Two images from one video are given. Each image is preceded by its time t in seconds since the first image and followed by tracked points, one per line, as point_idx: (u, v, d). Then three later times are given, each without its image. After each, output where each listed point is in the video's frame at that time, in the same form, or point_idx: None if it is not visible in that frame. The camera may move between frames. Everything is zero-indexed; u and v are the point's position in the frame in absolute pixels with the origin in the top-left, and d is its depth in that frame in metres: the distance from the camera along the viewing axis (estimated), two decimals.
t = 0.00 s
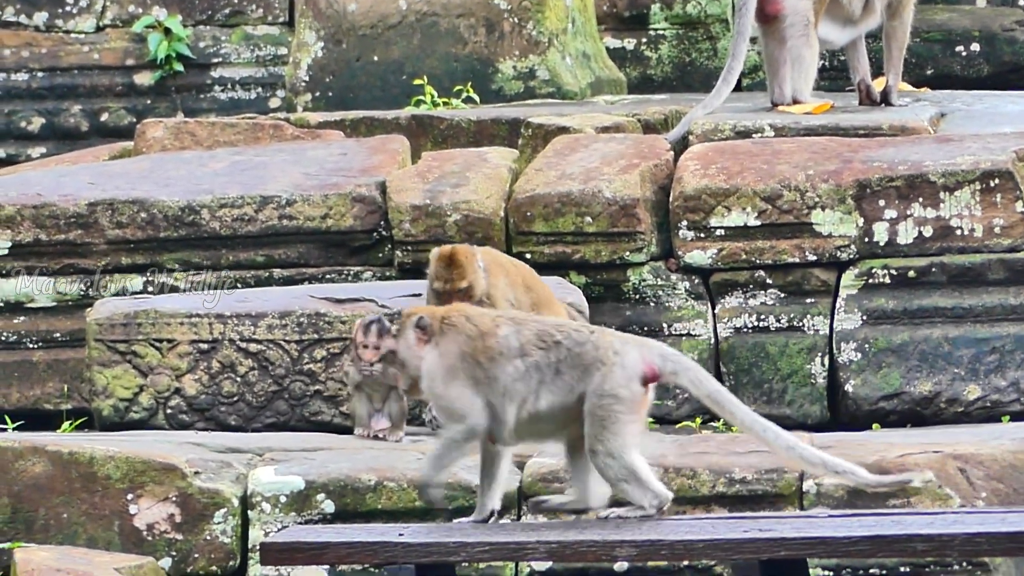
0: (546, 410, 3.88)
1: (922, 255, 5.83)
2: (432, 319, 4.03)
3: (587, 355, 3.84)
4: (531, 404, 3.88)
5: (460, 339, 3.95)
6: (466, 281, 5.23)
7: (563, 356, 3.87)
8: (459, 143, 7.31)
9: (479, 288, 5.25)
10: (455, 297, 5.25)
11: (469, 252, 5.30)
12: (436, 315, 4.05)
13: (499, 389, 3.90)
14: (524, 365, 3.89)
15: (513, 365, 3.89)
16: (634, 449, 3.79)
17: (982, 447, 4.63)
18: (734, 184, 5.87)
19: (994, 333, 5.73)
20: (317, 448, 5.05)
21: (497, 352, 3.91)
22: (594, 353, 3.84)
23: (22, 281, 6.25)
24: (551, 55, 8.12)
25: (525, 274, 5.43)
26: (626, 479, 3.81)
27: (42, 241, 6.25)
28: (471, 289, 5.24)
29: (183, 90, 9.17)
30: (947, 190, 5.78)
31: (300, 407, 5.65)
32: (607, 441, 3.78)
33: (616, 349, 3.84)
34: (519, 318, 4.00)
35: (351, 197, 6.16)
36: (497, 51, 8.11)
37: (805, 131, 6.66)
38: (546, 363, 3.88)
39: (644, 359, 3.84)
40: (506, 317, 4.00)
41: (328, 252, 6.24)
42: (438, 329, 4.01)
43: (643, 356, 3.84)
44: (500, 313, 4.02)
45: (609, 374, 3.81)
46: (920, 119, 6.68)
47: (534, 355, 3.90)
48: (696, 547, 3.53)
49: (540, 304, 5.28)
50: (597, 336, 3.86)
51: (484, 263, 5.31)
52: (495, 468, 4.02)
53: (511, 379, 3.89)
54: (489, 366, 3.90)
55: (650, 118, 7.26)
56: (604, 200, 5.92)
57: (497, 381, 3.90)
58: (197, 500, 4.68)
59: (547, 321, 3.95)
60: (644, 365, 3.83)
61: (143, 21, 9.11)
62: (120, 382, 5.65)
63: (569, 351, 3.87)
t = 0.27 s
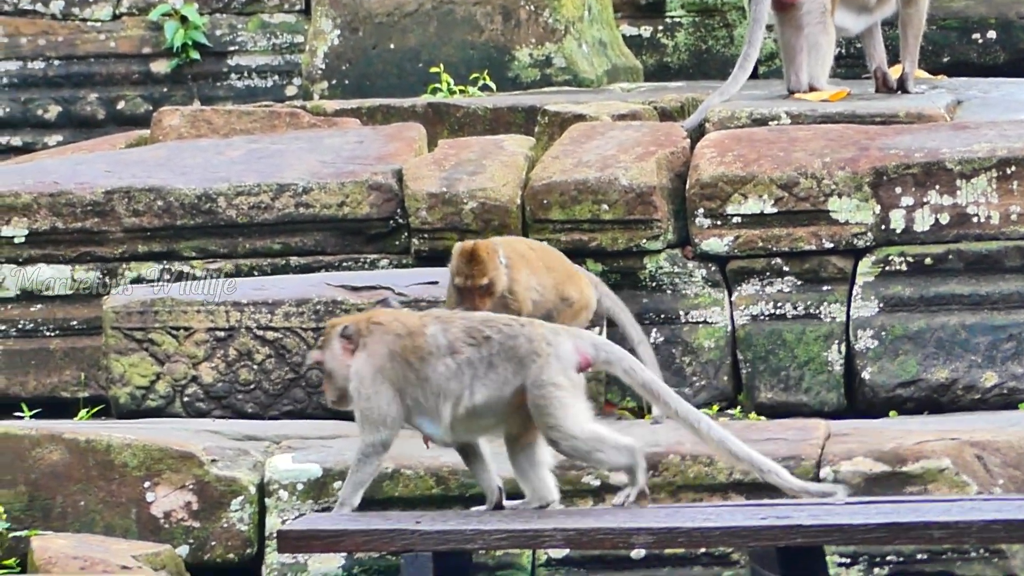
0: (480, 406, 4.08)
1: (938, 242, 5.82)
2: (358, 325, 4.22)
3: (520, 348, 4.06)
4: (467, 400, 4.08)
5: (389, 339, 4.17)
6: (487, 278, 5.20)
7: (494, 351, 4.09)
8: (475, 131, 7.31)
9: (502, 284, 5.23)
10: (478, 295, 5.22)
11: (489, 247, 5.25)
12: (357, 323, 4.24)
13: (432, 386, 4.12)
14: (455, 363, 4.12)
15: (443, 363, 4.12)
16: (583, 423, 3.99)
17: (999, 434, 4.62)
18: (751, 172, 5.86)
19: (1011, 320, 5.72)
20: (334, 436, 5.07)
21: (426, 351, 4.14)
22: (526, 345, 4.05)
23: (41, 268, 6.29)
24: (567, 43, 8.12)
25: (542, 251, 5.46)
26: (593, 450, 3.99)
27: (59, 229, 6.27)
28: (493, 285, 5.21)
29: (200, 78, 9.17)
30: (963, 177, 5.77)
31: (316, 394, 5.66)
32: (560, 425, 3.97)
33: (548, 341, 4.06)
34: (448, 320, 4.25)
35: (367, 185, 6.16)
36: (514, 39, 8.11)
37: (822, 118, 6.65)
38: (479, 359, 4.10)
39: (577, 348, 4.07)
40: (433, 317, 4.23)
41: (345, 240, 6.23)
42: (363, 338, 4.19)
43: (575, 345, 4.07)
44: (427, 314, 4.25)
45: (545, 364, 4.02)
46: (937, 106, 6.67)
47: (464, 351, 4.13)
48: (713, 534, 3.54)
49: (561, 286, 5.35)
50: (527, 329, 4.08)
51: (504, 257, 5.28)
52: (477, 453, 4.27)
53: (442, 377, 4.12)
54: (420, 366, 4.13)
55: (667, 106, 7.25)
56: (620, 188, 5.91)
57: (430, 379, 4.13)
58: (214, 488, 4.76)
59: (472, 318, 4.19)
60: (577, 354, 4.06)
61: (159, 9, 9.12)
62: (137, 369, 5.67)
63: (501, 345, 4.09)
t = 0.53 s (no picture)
0: (426, 388, 4.09)
1: (962, 222, 5.81)
2: (317, 300, 4.20)
3: (468, 334, 4.03)
4: (417, 382, 4.09)
5: (344, 317, 4.15)
6: (487, 275, 5.06)
7: (444, 335, 4.07)
8: (498, 112, 7.32)
9: (504, 280, 5.10)
10: (478, 291, 5.10)
11: (490, 242, 5.08)
12: (313, 301, 4.20)
13: (385, 363, 4.12)
14: (408, 343, 4.10)
15: (397, 342, 4.11)
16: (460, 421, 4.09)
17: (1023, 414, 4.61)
18: (774, 152, 5.85)
19: None
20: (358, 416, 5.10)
21: (382, 330, 4.13)
22: (474, 332, 4.03)
23: (65, 250, 6.31)
24: (590, 24, 8.12)
25: (546, 233, 5.32)
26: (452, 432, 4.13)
27: (82, 211, 6.30)
28: (494, 282, 5.08)
29: (223, 59, 9.21)
30: (986, 157, 5.74)
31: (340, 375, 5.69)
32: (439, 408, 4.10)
33: (496, 331, 4.03)
34: (405, 299, 4.24)
35: (391, 166, 6.18)
36: (536, 20, 8.11)
37: (845, 98, 6.63)
38: (428, 340, 4.08)
39: (524, 342, 4.02)
40: (393, 297, 4.22)
41: (368, 221, 6.24)
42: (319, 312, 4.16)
43: (524, 339, 4.02)
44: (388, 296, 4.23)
45: (489, 353, 4.00)
46: (961, 86, 6.64)
47: (417, 332, 4.11)
48: (737, 514, 3.54)
49: (562, 273, 5.25)
50: (478, 317, 4.05)
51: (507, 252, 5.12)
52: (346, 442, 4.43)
53: (394, 356, 4.11)
54: (376, 342, 4.13)
55: (690, 86, 7.25)
56: (643, 168, 5.90)
57: (383, 358, 4.12)
58: (238, 469, 4.80)
59: (429, 302, 4.17)
60: (524, 348, 4.01)
61: None
62: (160, 352, 5.69)
63: (452, 328, 4.07)
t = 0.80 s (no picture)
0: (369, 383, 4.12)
1: (982, 208, 5.80)
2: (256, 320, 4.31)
3: (397, 322, 4.06)
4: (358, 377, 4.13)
5: (284, 330, 4.26)
6: (464, 267, 4.95)
7: (375, 327, 4.10)
8: (519, 98, 7.32)
9: (490, 272, 4.97)
10: (461, 281, 5.00)
11: (474, 232, 4.97)
12: (255, 316, 4.33)
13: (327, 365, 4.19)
14: (344, 340, 4.16)
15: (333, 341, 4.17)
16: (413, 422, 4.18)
17: None
18: (794, 138, 5.85)
19: None
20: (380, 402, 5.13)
21: (319, 334, 4.20)
22: (402, 319, 4.05)
23: (84, 237, 6.32)
24: (610, 10, 8.17)
25: (551, 224, 5.16)
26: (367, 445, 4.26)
27: (102, 196, 6.31)
28: (474, 272, 4.96)
29: (243, 45, 9.22)
30: (1007, 143, 5.74)
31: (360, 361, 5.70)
32: (399, 403, 4.06)
33: (426, 315, 4.05)
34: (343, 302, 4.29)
35: (411, 152, 6.18)
36: (558, 5, 8.17)
37: (865, 84, 6.62)
38: (362, 335, 4.12)
39: (455, 322, 4.07)
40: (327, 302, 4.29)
41: (388, 208, 6.24)
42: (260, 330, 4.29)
43: (453, 319, 4.06)
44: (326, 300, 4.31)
45: (420, 338, 4.02)
46: (982, 72, 6.63)
47: (351, 329, 4.15)
48: (757, 501, 3.55)
49: (566, 266, 5.10)
50: (405, 304, 4.08)
51: (495, 243, 4.99)
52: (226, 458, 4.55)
53: (333, 354, 4.17)
54: (315, 346, 4.20)
55: (710, 72, 7.24)
56: (663, 154, 5.90)
57: (324, 359, 4.19)
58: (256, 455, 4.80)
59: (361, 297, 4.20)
60: (455, 328, 4.06)
61: None
62: (180, 337, 5.72)
63: (381, 319, 4.09)
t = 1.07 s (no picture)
0: (318, 382, 4.43)
1: (997, 200, 5.80)
2: (204, 312, 4.56)
3: (351, 323, 4.36)
4: (304, 379, 4.45)
5: (228, 326, 4.51)
6: (453, 248, 5.00)
7: (326, 328, 4.41)
8: (534, 90, 7.33)
9: (478, 259, 5.02)
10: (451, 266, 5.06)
11: (463, 216, 5.01)
12: (204, 308, 4.58)
13: (270, 365, 4.49)
14: (289, 343, 4.47)
15: (278, 344, 4.47)
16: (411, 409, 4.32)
17: None
18: (809, 129, 5.84)
19: None
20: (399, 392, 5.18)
21: (263, 335, 4.49)
22: (358, 319, 4.35)
23: (100, 228, 6.34)
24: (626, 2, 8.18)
25: (554, 216, 5.13)
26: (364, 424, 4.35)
27: (118, 187, 6.32)
28: (463, 258, 5.02)
29: (258, 37, 9.24)
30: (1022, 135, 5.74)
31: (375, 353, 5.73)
32: (388, 402, 4.29)
33: (381, 311, 4.33)
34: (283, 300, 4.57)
35: (426, 143, 6.18)
36: None
37: (880, 76, 6.61)
38: (311, 337, 4.43)
39: (412, 316, 4.33)
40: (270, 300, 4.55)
41: (403, 199, 6.24)
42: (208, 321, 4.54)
43: (409, 312, 4.33)
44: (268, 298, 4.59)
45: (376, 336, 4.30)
46: (997, 63, 6.62)
47: (298, 331, 4.46)
48: (772, 492, 3.55)
49: (563, 258, 5.06)
50: (358, 303, 4.37)
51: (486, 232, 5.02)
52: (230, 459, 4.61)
53: (277, 357, 4.48)
54: (258, 347, 4.49)
55: (725, 64, 7.23)
56: (678, 145, 5.91)
57: (267, 360, 4.49)
58: (273, 447, 4.82)
59: (306, 299, 4.51)
60: (413, 321, 4.32)
61: None
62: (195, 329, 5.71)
63: (332, 323, 4.40)
